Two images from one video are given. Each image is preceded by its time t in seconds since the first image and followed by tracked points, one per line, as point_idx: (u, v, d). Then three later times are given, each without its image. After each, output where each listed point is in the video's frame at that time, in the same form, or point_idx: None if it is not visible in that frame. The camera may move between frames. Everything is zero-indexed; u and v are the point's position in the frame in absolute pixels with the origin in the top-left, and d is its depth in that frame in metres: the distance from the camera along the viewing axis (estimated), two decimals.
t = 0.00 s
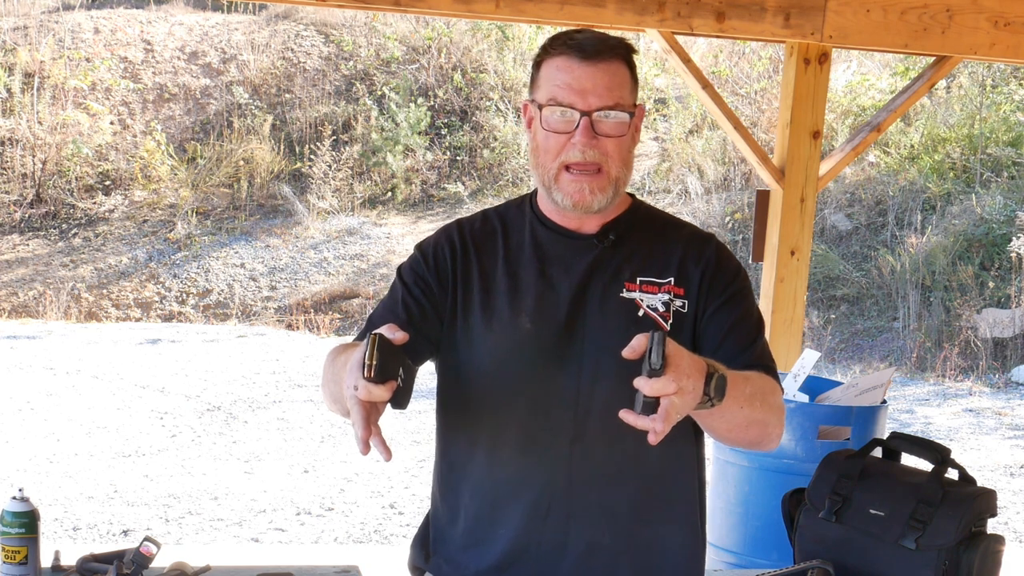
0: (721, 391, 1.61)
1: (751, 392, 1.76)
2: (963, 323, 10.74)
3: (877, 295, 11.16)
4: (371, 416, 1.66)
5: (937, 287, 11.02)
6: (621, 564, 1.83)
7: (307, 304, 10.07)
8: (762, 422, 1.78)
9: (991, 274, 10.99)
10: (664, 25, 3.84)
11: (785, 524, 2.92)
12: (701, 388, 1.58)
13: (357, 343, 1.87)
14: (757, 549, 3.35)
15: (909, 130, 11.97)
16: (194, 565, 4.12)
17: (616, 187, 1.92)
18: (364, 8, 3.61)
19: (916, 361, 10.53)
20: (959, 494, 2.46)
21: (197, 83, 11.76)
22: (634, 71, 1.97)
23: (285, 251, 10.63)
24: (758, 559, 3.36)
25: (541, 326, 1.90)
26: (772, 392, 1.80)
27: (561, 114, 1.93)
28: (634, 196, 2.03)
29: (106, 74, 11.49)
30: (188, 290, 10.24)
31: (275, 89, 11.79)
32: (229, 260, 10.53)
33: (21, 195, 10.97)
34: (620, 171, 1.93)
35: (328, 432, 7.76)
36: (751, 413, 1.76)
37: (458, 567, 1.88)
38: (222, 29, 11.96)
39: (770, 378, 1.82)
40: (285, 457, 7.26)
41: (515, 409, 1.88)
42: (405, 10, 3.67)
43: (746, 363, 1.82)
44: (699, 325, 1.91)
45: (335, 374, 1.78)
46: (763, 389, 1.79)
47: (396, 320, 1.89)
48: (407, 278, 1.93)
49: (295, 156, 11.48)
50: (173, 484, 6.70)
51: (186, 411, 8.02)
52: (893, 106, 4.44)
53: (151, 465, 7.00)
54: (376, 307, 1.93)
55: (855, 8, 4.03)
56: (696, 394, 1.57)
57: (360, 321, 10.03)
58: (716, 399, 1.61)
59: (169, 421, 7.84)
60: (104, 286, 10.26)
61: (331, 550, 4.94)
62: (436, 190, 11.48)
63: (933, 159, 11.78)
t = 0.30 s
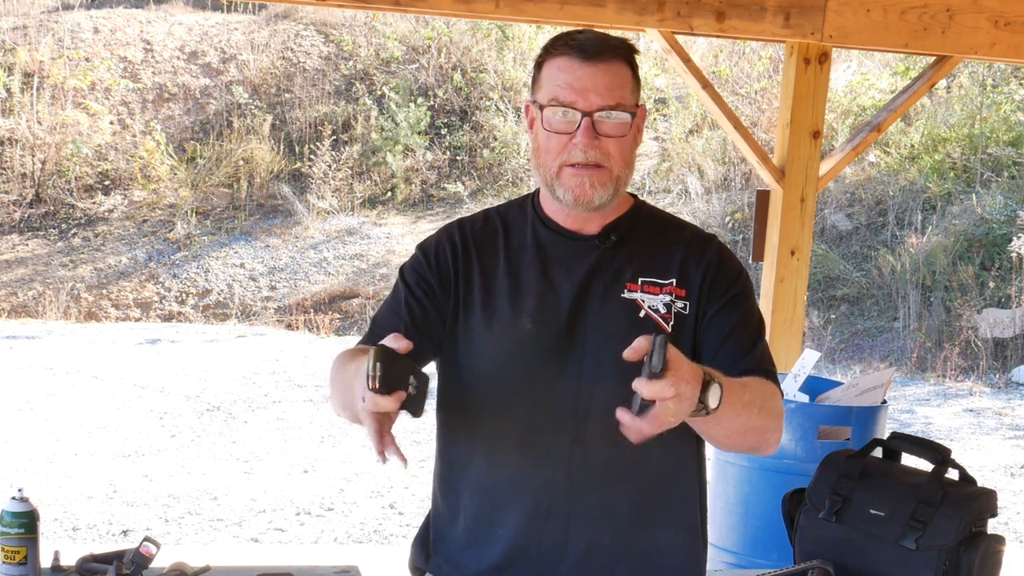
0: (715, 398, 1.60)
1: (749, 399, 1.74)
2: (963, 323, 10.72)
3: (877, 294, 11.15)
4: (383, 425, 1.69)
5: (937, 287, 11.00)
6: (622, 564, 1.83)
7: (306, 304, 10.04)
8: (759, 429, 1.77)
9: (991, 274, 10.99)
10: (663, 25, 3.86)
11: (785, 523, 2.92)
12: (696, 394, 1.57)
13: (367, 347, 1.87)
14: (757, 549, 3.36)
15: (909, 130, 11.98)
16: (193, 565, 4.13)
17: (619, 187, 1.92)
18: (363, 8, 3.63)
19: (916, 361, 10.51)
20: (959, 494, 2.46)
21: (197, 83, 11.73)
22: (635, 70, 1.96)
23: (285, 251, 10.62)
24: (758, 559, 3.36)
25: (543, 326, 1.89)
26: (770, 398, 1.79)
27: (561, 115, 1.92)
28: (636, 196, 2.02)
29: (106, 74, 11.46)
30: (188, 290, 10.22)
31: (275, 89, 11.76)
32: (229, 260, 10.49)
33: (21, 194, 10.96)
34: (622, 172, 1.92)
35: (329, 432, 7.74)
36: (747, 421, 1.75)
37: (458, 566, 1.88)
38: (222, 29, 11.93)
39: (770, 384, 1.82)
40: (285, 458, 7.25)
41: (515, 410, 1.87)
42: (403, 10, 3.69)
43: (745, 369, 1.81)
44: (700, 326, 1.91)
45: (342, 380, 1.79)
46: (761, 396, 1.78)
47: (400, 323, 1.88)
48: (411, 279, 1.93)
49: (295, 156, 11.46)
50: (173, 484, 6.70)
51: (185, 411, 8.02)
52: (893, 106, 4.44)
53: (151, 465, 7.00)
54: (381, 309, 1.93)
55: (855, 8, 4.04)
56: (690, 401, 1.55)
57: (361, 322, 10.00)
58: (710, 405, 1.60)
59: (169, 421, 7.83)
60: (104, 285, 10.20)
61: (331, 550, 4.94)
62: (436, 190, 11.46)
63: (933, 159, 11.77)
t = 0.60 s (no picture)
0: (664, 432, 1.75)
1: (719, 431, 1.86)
2: (965, 322, 10.96)
3: (877, 295, 11.01)
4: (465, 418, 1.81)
5: (939, 288, 11.11)
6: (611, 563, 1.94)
7: (306, 304, 10.16)
8: (727, 461, 1.88)
9: (992, 274, 11.19)
10: (664, 25, 4.03)
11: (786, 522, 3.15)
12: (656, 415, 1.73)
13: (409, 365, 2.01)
14: (757, 549, 3.55)
15: (909, 130, 11.64)
16: (196, 564, 4.16)
17: (605, 187, 2.00)
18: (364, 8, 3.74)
19: (918, 361, 10.65)
20: (958, 495, 2.72)
21: (197, 82, 11.08)
22: (627, 69, 2.03)
23: (285, 252, 10.60)
24: (758, 559, 3.55)
25: (541, 323, 2.00)
26: (746, 427, 1.91)
27: (545, 117, 2.00)
28: (638, 191, 2.12)
29: (106, 73, 10.90)
30: (187, 289, 10.23)
31: (275, 89, 11.22)
32: (229, 260, 10.50)
33: (21, 195, 10.58)
34: (608, 172, 2.00)
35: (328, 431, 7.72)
36: (713, 453, 1.85)
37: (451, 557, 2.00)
38: (221, 29, 11.33)
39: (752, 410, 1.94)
40: (285, 458, 7.26)
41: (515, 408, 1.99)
42: (404, 9, 3.80)
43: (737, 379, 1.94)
44: (701, 331, 2.00)
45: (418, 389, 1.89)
46: (734, 427, 1.88)
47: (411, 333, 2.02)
48: (417, 276, 2.04)
49: (295, 157, 11.11)
50: (173, 483, 6.72)
51: (186, 411, 8.01)
52: (894, 106, 4.45)
53: (152, 466, 7.01)
54: (390, 310, 2.06)
55: (855, 8, 4.24)
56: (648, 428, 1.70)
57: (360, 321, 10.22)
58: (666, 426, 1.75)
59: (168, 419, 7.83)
60: (103, 286, 10.16)
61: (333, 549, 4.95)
62: (436, 189, 11.25)
63: (934, 159, 11.61)
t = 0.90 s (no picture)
0: (659, 428, 1.80)
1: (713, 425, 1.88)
2: (965, 322, 10.97)
3: (877, 295, 11.01)
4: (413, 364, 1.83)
5: (938, 287, 11.11)
6: (601, 562, 1.96)
7: (307, 304, 10.18)
8: (725, 454, 1.89)
9: (992, 274, 11.19)
10: (664, 24, 4.03)
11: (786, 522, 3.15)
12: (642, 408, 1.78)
13: (378, 337, 2.03)
14: (757, 549, 3.56)
15: (910, 129, 11.64)
16: (196, 564, 4.16)
17: (594, 196, 1.99)
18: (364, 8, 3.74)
19: (917, 361, 10.67)
20: (958, 495, 2.72)
21: (197, 82, 11.07)
22: (613, 77, 2.02)
23: (285, 252, 10.60)
24: (758, 559, 3.55)
25: (533, 321, 2.02)
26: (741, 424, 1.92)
27: (531, 129, 1.99)
28: (634, 189, 2.12)
29: (106, 73, 10.90)
30: (188, 289, 10.22)
31: (275, 89, 11.21)
32: (229, 260, 10.50)
33: (21, 195, 10.57)
34: (596, 180, 1.99)
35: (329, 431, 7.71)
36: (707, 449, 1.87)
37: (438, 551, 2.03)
38: (221, 29, 11.31)
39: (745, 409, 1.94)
40: (285, 457, 7.26)
41: (505, 404, 2.00)
42: (404, 9, 3.81)
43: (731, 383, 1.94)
44: (695, 330, 2.00)
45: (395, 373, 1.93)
46: (729, 422, 1.90)
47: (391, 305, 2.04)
48: (407, 265, 2.06)
49: (295, 157, 11.10)
50: (174, 483, 6.73)
51: (185, 411, 8.01)
52: (893, 106, 4.45)
53: (152, 466, 7.01)
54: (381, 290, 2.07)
55: (855, 8, 4.24)
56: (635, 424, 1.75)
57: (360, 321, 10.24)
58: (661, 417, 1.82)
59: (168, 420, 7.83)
60: (104, 286, 10.15)
61: (333, 549, 4.95)
62: (436, 190, 11.24)
63: (934, 159, 11.60)
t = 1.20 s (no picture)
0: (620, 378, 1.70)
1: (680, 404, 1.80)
2: (965, 322, 10.96)
3: (877, 295, 10.99)
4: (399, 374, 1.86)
5: (938, 287, 11.10)
6: (583, 563, 1.98)
7: (307, 304, 10.02)
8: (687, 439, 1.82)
9: (992, 274, 11.17)
10: (664, 24, 4.03)
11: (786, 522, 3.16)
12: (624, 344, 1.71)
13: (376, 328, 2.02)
14: (757, 550, 3.57)
15: (910, 130, 11.67)
16: (195, 564, 4.16)
17: (587, 204, 1.99)
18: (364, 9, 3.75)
19: (917, 361, 10.66)
20: (958, 495, 2.73)
21: (197, 82, 11.10)
22: (601, 84, 2.00)
23: (285, 252, 10.46)
24: (758, 559, 3.56)
25: (523, 322, 2.01)
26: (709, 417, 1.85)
27: (521, 142, 1.97)
28: (631, 191, 2.12)
29: (106, 73, 10.92)
30: (187, 289, 10.08)
31: (275, 89, 11.25)
32: (228, 260, 10.36)
33: (21, 194, 10.55)
34: (588, 189, 1.98)
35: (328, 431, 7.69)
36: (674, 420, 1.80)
37: (422, 547, 2.05)
38: (221, 29, 11.32)
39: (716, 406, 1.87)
40: (285, 457, 7.26)
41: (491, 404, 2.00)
42: (405, 9, 3.81)
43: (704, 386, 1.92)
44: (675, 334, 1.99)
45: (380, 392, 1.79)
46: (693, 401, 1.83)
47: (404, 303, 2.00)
48: (411, 253, 2.05)
49: (295, 157, 11.11)
50: (174, 483, 6.73)
51: (185, 411, 8.01)
52: (893, 105, 4.46)
53: (152, 465, 7.02)
54: (387, 286, 2.04)
55: (855, 8, 4.24)
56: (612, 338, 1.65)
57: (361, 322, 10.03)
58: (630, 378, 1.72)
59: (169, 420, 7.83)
60: (104, 285, 10.04)
61: (333, 549, 4.96)
62: (436, 189, 11.16)
63: (934, 159, 11.60)
